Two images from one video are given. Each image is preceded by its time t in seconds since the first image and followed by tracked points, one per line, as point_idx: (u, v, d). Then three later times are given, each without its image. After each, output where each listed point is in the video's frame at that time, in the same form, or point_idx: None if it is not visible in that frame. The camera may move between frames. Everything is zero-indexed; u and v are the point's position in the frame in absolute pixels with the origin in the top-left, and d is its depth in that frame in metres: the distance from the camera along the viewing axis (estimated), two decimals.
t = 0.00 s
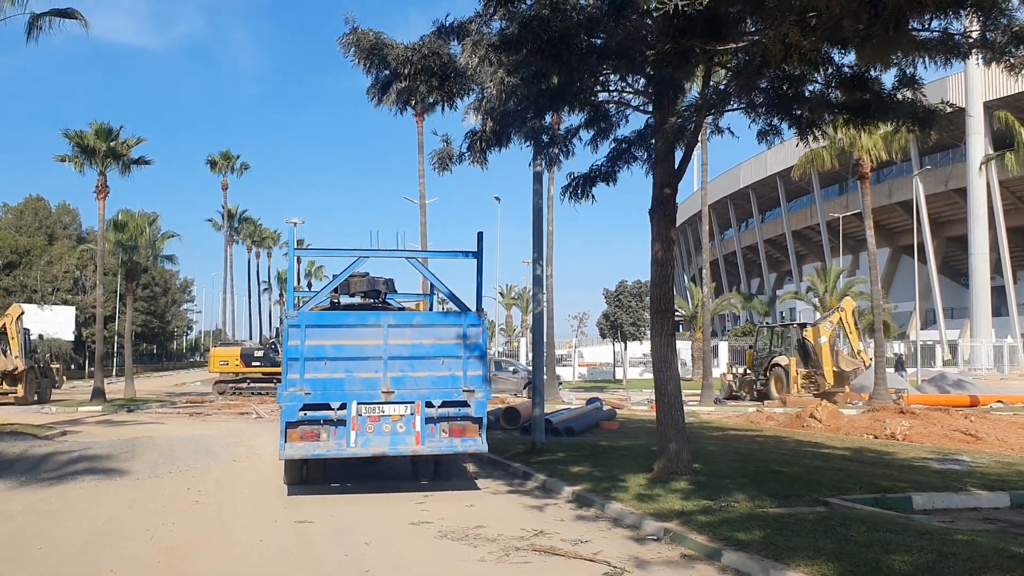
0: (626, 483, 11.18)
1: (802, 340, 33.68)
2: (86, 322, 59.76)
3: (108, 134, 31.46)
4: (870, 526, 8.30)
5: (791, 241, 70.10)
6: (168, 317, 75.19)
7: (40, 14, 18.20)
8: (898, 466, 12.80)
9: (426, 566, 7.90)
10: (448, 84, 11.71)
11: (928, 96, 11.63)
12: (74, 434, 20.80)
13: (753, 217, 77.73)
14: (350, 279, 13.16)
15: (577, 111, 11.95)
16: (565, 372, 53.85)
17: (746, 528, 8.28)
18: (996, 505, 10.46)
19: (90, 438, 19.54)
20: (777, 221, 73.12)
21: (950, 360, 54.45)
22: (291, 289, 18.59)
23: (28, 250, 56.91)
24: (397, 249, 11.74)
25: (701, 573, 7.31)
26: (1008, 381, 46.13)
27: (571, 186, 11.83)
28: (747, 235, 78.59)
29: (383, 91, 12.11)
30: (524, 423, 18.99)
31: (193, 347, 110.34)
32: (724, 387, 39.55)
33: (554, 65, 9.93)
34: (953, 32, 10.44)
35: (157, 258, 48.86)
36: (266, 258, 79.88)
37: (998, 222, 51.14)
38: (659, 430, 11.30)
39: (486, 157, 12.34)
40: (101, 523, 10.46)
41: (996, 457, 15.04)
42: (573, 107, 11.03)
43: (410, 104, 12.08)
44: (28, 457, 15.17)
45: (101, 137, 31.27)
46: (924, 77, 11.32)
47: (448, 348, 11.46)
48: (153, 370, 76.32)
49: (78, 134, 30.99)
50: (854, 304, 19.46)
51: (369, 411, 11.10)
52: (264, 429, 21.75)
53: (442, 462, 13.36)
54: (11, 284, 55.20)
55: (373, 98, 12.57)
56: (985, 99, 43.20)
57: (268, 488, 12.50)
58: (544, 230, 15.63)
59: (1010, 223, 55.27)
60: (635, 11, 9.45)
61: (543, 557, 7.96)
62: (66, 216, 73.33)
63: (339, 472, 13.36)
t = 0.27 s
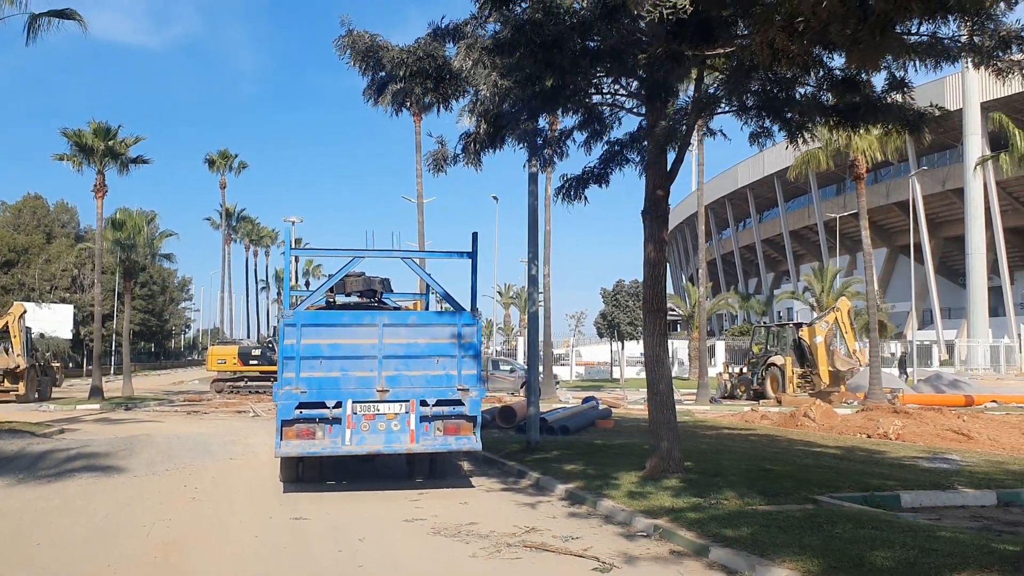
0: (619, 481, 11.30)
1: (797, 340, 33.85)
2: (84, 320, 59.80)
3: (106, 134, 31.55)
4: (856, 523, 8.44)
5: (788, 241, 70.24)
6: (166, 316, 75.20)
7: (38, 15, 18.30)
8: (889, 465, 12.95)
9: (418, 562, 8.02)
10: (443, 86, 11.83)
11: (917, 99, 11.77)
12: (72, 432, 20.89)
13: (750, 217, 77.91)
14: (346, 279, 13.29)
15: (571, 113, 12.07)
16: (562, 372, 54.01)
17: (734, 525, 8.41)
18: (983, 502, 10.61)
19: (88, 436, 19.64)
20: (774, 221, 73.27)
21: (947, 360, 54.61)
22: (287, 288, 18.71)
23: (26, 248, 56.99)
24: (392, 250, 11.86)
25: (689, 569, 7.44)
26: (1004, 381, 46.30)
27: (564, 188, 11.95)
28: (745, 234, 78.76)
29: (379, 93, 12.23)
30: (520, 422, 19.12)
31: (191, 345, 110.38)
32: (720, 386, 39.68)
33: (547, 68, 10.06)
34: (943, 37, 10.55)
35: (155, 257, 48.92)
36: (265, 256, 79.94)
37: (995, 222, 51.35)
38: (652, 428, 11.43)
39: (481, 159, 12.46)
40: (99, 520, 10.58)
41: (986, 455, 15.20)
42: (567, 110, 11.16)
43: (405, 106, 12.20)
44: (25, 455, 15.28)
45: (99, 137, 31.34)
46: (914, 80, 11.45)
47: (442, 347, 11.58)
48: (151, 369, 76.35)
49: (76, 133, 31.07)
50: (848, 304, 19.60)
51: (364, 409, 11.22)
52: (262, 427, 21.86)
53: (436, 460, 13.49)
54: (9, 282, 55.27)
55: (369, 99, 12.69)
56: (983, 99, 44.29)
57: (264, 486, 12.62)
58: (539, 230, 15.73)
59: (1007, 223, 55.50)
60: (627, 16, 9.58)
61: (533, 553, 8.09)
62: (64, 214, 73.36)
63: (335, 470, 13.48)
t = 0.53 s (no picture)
0: (608, 479, 11.44)
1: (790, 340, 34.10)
2: (79, 320, 59.75)
3: (101, 134, 31.61)
4: (840, 520, 8.59)
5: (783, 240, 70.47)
6: (161, 315, 75.14)
7: (33, 16, 18.39)
8: (875, 463, 13.12)
9: (408, 560, 8.15)
10: (434, 89, 11.95)
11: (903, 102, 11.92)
12: (67, 431, 20.97)
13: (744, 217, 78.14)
14: (339, 279, 13.40)
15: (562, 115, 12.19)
16: (557, 371, 54.16)
17: (719, 522, 8.55)
18: (966, 500, 10.77)
19: (82, 435, 19.71)
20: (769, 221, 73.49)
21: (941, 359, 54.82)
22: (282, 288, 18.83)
23: (20, 248, 57.05)
24: (384, 251, 11.98)
25: (674, 565, 7.58)
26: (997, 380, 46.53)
27: (554, 191, 12.07)
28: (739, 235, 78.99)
29: (372, 94, 12.33)
30: (512, 421, 19.26)
31: (186, 345, 110.27)
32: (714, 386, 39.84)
33: (537, 71, 10.19)
34: (928, 41, 10.70)
35: (150, 257, 48.96)
36: (260, 256, 79.95)
37: (988, 223, 51.57)
38: (641, 427, 11.58)
39: (472, 161, 12.58)
40: (94, 519, 10.69)
41: (973, 454, 15.38)
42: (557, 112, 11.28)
43: (397, 108, 12.31)
44: (20, 454, 15.37)
45: (94, 137, 31.40)
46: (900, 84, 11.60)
47: (434, 347, 11.71)
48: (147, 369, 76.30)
49: (71, 133, 31.12)
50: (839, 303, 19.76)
51: (356, 409, 11.35)
52: (256, 427, 21.96)
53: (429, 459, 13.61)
54: (4, 282, 55.31)
55: (362, 102, 12.80)
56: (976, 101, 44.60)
57: (257, 485, 12.74)
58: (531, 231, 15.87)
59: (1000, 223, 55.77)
60: (616, 21, 9.71)
61: (521, 550, 8.23)
62: (59, 214, 73.32)
63: (328, 468, 13.60)
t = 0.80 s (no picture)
0: (596, 478, 11.57)
1: (781, 340, 34.30)
2: (72, 321, 59.68)
3: (94, 135, 31.65)
4: (819, 517, 8.77)
5: (775, 241, 70.75)
6: (154, 316, 75.07)
7: (26, 18, 18.46)
8: (860, 463, 13.29)
9: (396, 558, 8.29)
10: (423, 92, 12.08)
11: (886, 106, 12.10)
12: (60, 432, 21.00)
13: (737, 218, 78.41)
14: (329, 281, 13.50)
15: (550, 118, 12.31)
16: (550, 372, 54.30)
17: (702, 520, 8.71)
18: (948, 498, 10.94)
19: (75, 436, 19.78)
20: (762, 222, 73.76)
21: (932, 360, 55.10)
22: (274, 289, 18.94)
23: (12, 249, 57.05)
24: (373, 253, 12.11)
25: (657, 562, 7.73)
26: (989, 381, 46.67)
27: (541, 193, 12.20)
28: (732, 235, 79.27)
29: (363, 98, 12.45)
30: (504, 421, 19.40)
31: (179, 346, 110.08)
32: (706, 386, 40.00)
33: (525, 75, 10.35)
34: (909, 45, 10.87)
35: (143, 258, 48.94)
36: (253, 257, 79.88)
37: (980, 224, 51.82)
38: (628, 426, 11.73)
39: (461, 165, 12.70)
40: (86, 519, 10.79)
41: (957, 454, 15.58)
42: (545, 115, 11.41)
43: (387, 112, 12.44)
44: (12, 455, 15.44)
45: (87, 138, 31.44)
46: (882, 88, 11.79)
47: (423, 348, 11.84)
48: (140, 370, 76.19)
49: (64, 134, 31.14)
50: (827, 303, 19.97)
51: (346, 409, 11.47)
52: (248, 427, 22.05)
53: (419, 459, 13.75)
54: None
55: (352, 105, 12.92)
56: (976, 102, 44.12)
57: (248, 485, 12.85)
58: (521, 233, 15.99)
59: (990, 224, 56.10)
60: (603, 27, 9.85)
61: (508, 547, 8.36)
62: (52, 215, 73.19)
63: (319, 468, 13.74)
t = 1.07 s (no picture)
0: (580, 478, 11.73)
1: (768, 340, 34.57)
2: (61, 323, 59.53)
3: (83, 137, 31.67)
4: (797, 514, 8.96)
5: (764, 242, 71.10)
6: (144, 318, 74.88)
7: (13, 21, 18.51)
8: (841, 461, 13.49)
9: (381, 556, 8.43)
10: (409, 96, 12.21)
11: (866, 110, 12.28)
12: (49, 434, 21.02)
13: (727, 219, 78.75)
14: (316, 283, 13.61)
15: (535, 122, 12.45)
16: (540, 373, 54.46)
17: (682, 517, 8.88)
18: (925, 496, 11.14)
19: (65, 438, 19.83)
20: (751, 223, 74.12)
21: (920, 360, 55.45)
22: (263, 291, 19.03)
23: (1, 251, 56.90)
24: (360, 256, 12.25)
25: (637, 558, 7.89)
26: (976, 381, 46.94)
27: (526, 197, 12.35)
28: (722, 236, 79.62)
29: (349, 102, 12.57)
30: (492, 422, 19.55)
31: (170, 348, 109.82)
32: (695, 386, 40.22)
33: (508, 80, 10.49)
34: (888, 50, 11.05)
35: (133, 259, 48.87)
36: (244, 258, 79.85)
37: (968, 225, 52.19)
38: (612, 426, 11.89)
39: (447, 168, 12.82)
40: (75, 519, 10.88)
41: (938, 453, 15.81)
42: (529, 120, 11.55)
43: (374, 116, 12.56)
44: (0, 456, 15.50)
45: (76, 140, 31.45)
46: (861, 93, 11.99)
47: (410, 350, 11.98)
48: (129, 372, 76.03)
49: (53, 136, 31.15)
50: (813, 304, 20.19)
51: (333, 410, 11.60)
52: (238, 428, 22.14)
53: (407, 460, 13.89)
54: None
55: (339, 108, 13.05)
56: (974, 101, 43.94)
57: (236, 485, 12.97)
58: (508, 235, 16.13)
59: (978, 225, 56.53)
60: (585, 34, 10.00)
61: (491, 545, 8.52)
62: (41, 216, 72.98)
63: (307, 469, 13.86)
